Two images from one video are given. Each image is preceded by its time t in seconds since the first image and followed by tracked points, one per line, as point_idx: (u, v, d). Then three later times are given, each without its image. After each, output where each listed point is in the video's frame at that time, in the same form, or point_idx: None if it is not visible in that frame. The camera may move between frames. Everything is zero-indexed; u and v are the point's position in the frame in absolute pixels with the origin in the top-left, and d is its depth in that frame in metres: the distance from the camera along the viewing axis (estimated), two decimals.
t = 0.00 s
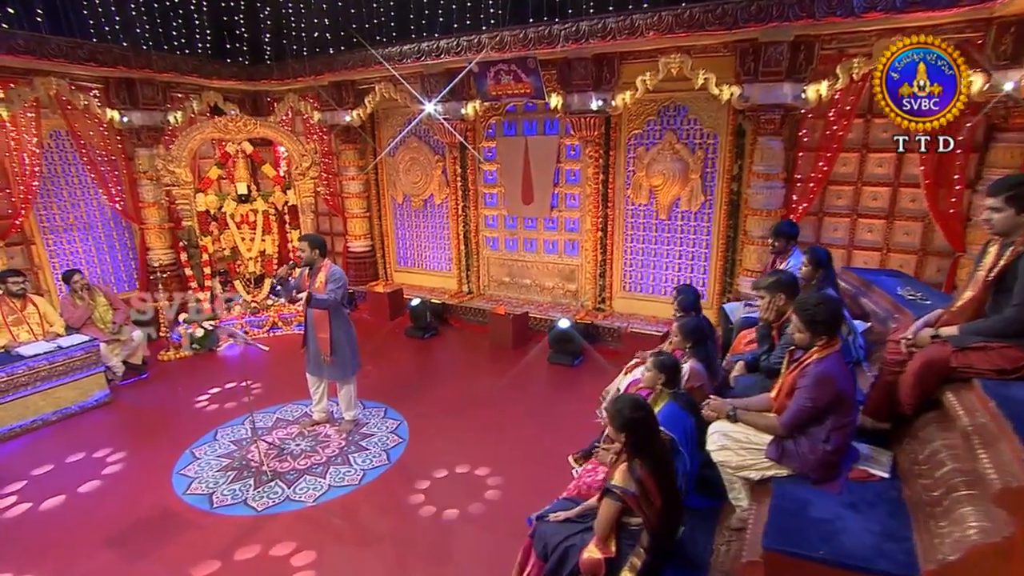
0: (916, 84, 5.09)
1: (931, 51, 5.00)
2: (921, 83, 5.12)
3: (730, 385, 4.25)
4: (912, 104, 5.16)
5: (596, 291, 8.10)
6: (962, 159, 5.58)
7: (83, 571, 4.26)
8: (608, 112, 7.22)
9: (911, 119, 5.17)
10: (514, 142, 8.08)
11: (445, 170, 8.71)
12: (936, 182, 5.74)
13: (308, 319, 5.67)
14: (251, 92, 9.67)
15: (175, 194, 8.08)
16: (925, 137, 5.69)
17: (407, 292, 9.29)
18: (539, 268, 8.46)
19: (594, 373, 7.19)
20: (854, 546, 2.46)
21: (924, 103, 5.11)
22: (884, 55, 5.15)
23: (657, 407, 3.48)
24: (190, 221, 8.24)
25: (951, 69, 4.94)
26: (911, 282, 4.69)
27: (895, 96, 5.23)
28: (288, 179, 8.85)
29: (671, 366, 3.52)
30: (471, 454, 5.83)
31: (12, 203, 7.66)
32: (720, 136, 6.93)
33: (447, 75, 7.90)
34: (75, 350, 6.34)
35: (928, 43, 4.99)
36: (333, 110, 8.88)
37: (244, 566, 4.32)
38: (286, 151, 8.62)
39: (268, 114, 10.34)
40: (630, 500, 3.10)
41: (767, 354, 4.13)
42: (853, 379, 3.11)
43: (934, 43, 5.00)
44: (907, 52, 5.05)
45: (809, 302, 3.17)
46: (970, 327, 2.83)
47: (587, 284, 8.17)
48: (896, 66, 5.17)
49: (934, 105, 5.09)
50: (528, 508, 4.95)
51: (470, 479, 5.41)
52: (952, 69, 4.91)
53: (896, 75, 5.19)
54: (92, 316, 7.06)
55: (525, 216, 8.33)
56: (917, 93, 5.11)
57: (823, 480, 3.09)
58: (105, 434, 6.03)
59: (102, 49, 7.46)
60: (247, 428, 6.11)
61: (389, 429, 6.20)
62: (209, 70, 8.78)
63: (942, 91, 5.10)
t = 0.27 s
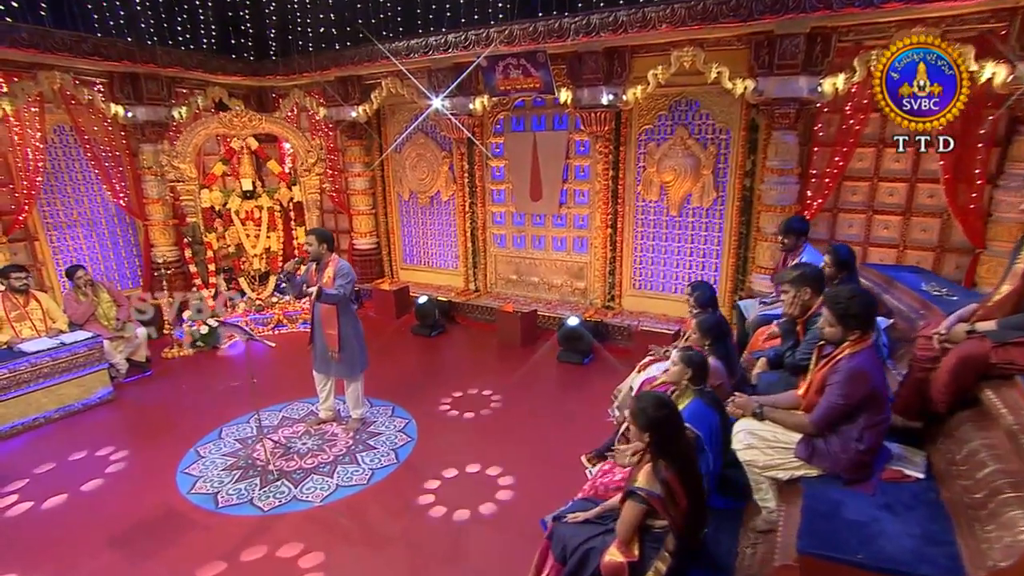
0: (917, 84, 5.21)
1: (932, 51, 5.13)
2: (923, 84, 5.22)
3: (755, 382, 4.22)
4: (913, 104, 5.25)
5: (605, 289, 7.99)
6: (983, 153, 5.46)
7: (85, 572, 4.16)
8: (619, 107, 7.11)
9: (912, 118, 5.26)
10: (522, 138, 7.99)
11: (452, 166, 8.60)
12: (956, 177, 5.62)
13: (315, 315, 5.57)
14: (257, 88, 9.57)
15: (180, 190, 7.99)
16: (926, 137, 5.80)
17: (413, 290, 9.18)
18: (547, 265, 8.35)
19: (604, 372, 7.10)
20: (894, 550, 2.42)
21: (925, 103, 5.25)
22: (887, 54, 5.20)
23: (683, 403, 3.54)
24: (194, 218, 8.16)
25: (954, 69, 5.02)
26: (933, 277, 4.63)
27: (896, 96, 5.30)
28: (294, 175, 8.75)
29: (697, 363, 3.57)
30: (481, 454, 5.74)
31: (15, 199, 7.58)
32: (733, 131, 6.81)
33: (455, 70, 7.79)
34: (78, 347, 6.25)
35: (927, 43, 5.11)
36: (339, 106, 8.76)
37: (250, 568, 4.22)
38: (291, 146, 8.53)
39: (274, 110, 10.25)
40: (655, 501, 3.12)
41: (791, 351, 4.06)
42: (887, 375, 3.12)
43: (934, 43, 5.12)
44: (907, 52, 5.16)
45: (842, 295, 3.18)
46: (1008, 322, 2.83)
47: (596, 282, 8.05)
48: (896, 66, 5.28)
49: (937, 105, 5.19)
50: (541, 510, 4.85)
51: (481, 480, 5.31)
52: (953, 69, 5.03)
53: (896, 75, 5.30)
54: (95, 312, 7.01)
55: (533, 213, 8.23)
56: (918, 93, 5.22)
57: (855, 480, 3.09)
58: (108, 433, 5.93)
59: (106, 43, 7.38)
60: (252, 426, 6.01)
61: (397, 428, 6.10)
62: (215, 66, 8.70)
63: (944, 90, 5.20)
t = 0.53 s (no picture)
0: (916, 85, 5.24)
1: (931, 51, 5.16)
2: (922, 84, 5.25)
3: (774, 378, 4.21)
4: (913, 105, 5.32)
5: (610, 287, 7.90)
6: (999, 148, 5.35)
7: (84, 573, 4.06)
8: (626, 102, 7.02)
9: (912, 118, 5.35)
10: (526, 134, 7.88)
11: (455, 163, 8.49)
12: (971, 172, 5.51)
13: (320, 312, 5.49)
14: (258, 84, 9.46)
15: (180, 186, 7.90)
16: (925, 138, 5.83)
17: (416, 288, 9.08)
18: (552, 263, 8.25)
19: (611, 371, 7.03)
20: (928, 551, 2.61)
21: (925, 104, 5.27)
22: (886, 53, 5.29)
23: (704, 398, 3.69)
24: (194, 214, 8.06)
25: (952, 70, 5.09)
26: (951, 275, 4.63)
27: (895, 97, 5.35)
28: (295, 172, 8.64)
29: (719, 358, 3.73)
30: (488, 453, 5.64)
31: (12, 194, 7.47)
32: (741, 127, 6.71)
33: (459, 65, 7.69)
34: (77, 344, 6.15)
35: (926, 44, 5.16)
36: (341, 101, 8.63)
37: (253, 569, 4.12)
38: (293, 142, 8.43)
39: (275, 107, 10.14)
40: (676, 499, 3.23)
41: (814, 345, 3.98)
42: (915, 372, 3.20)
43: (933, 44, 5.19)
44: (908, 52, 5.19)
45: (869, 288, 3.26)
46: None
47: (602, 279, 7.95)
48: (896, 67, 5.29)
49: (936, 106, 5.23)
50: (551, 510, 4.77)
51: (490, 479, 5.23)
52: (952, 69, 5.09)
53: (896, 76, 5.32)
54: (94, 309, 6.94)
55: (538, 210, 8.12)
56: (917, 93, 5.26)
57: (883, 479, 3.20)
58: (108, 431, 5.83)
59: (106, 37, 7.29)
60: (254, 425, 5.90)
61: (402, 427, 6.01)
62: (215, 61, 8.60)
63: (943, 91, 5.25)
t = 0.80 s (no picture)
0: (915, 84, 5.29)
1: (931, 52, 5.17)
2: (923, 84, 5.30)
3: (798, 373, 4.05)
4: (914, 105, 5.38)
5: (616, 284, 7.73)
6: (1020, 139, 5.21)
7: None
8: (634, 94, 6.86)
9: (913, 118, 5.38)
10: (531, 127, 7.71)
11: (457, 157, 8.30)
12: (991, 164, 5.36)
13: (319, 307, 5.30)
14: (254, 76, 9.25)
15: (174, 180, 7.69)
16: (925, 138, 5.77)
17: (417, 286, 8.89)
18: (556, 259, 8.08)
19: (619, 369, 6.87)
20: (975, 556, 2.54)
21: (925, 104, 5.31)
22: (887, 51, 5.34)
23: (728, 392, 3.60)
24: (189, 209, 7.85)
25: (952, 71, 5.13)
26: (978, 268, 4.48)
27: (897, 97, 5.44)
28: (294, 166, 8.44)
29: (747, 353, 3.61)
30: (494, 453, 5.46)
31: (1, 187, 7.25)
32: (752, 119, 6.56)
33: (462, 56, 7.51)
34: (67, 342, 5.92)
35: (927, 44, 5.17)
36: (341, 94, 8.43)
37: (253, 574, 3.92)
38: (290, 136, 8.23)
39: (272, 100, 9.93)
40: (704, 497, 3.09)
41: (841, 341, 3.86)
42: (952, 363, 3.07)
43: (934, 44, 5.19)
44: (909, 52, 5.21)
45: (905, 276, 3.07)
46: None
47: (607, 276, 7.78)
48: (897, 66, 5.33)
49: (937, 106, 5.31)
50: (562, 512, 4.60)
51: (498, 480, 5.05)
52: (953, 69, 5.11)
53: (897, 75, 5.35)
54: (86, 306, 6.73)
55: (542, 205, 7.95)
56: (917, 93, 5.30)
57: (922, 478, 3.08)
58: (99, 432, 5.61)
59: (98, 26, 7.08)
60: (251, 425, 5.70)
61: (405, 426, 5.82)
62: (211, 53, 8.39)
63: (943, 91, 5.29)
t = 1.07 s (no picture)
0: (916, 83, 5.16)
1: (932, 50, 5.06)
2: (923, 84, 5.16)
3: (826, 369, 3.87)
4: (916, 104, 5.19)
5: (624, 282, 7.56)
6: None
7: None
8: (642, 85, 6.69)
9: (914, 118, 5.20)
10: (535, 120, 7.53)
11: (460, 152, 8.11)
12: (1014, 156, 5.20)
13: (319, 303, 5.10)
14: (251, 69, 9.05)
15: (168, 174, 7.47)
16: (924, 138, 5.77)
17: (418, 284, 8.69)
18: (561, 257, 7.89)
19: (628, 368, 6.69)
20: None
21: (926, 102, 5.16)
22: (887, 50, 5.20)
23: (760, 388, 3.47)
24: (184, 204, 7.64)
25: (952, 70, 5.01)
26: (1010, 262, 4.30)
27: (903, 95, 5.25)
28: (292, 161, 8.23)
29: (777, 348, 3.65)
30: (503, 455, 5.26)
31: None
32: (764, 111, 6.39)
33: (465, 47, 7.32)
34: (57, 339, 5.70)
35: (928, 42, 5.08)
36: (340, 87, 8.22)
37: None
38: (288, 129, 8.02)
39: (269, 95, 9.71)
40: (736, 497, 2.91)
41: (869, 335, 3.71)
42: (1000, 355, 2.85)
43: (934, 43, 5.07)
44: (909, 50, 5.10)
45: (948, 264, 2.87)
46: None
47: (614, 274, 7.61)
48: (897, 65, 5.20)
49: (936, 106, 5.15)
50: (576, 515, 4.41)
51: (507, 482, 4.85)
52: (953, 69, 5.01)
53: (897, 74, 5.22)
54: (77, 303, 6.46)
55: (547, 201, 7.77)
56: (918, 92, 5.17)
57: (966, 479, 2.89)
58: (90, 432, 5.39)
59: (89, 15, 6.86)
60: (249, 426, 5.48)
61: (409, 427, 5.61)
62: (207, 44, 8.18)
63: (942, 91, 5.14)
